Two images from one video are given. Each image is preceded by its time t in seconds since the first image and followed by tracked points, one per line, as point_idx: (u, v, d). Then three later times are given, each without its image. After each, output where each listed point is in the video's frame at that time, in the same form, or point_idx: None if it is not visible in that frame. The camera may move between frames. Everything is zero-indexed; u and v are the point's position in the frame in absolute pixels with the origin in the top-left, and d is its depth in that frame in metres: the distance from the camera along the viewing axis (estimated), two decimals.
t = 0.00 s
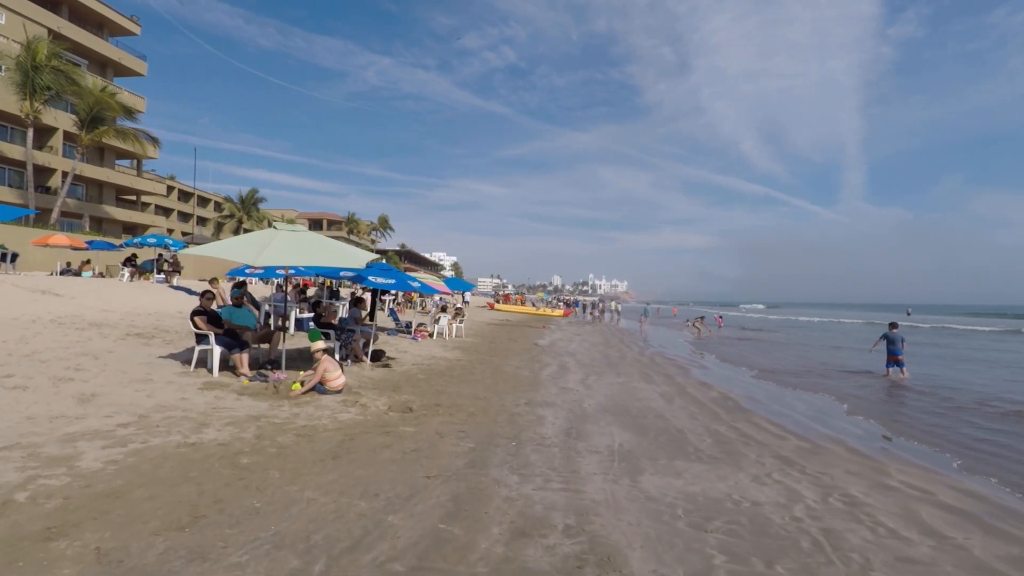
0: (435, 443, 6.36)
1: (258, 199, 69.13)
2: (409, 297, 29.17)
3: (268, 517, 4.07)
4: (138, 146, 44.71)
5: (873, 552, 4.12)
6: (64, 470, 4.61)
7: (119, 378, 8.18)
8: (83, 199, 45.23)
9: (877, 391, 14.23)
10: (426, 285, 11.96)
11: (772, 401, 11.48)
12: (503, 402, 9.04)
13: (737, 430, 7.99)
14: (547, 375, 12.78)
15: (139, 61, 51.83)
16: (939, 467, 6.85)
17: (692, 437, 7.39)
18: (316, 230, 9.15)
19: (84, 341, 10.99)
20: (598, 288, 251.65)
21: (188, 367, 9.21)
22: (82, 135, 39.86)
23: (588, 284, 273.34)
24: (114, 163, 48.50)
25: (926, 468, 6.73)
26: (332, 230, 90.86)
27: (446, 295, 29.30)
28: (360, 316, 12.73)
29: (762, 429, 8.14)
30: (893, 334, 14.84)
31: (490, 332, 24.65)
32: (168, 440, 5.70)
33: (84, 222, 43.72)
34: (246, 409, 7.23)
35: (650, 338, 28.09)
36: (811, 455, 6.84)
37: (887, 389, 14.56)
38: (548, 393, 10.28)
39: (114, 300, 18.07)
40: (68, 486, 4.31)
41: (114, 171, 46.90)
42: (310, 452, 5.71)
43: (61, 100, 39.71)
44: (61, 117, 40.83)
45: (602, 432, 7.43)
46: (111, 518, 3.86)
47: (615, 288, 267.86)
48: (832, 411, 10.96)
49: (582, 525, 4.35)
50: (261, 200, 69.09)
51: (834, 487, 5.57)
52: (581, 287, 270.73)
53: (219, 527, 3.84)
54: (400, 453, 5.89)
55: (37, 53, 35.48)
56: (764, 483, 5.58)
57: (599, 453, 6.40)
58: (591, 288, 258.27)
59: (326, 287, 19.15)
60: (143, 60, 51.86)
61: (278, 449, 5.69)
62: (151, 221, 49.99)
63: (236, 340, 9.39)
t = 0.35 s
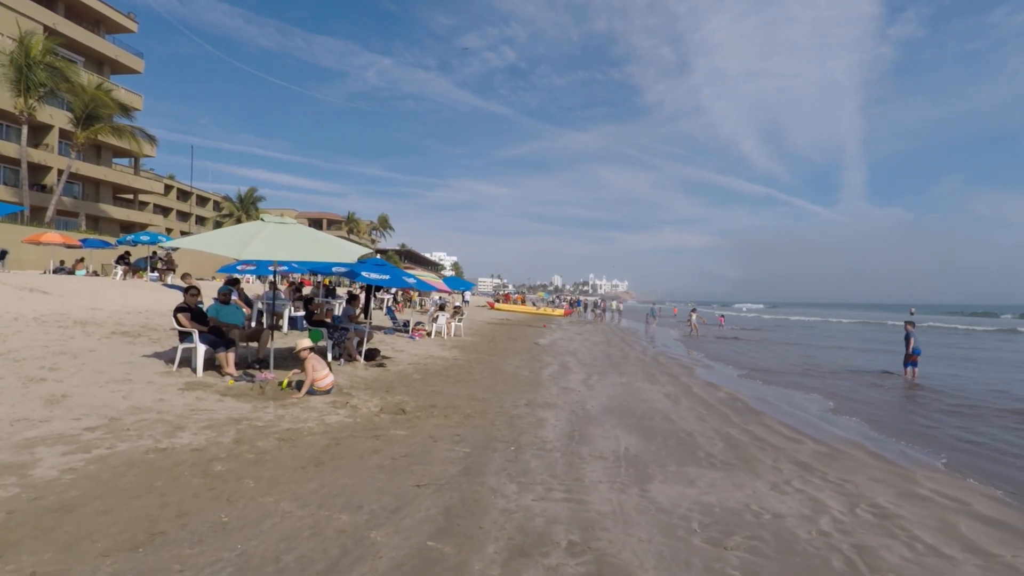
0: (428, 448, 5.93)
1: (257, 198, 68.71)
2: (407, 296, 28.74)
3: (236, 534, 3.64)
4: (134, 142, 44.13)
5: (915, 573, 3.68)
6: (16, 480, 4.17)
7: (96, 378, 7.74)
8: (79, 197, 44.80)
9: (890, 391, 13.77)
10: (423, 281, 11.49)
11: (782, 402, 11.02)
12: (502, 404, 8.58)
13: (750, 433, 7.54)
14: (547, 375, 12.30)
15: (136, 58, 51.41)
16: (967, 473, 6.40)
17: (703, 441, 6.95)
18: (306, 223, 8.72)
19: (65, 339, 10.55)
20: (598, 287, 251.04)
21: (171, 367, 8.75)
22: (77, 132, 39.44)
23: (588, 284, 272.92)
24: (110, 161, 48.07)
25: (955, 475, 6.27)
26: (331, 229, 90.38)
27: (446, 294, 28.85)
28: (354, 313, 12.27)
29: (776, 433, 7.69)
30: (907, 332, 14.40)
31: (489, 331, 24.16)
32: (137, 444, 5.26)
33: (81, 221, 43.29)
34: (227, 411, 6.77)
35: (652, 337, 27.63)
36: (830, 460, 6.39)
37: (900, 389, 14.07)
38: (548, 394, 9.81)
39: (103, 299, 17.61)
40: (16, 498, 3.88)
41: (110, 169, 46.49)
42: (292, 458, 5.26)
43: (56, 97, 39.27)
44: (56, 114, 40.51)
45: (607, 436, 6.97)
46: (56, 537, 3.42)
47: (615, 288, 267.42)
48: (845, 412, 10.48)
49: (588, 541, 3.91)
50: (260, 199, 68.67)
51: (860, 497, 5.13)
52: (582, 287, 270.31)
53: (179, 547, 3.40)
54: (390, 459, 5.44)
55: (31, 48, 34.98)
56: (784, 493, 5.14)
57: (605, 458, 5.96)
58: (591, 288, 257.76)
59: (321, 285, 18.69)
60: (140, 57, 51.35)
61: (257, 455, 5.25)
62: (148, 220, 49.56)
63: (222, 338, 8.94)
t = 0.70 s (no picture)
0: (417, 466, 5.47)
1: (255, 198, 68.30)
2: (405, 297, 28.30)
3: None
4: (129, 141, 43.62)
5: None
6: None
7: (67, 387, 7.28)
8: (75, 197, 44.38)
9: (902, 396, 13.31)
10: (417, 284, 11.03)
11: (792, 409, 10.56)
12: (498, 413, 8.11)
13: (762, 446, 7.08)
14: (548, 380, 11.82)
15: (132, 57, 51.00)
16: (998, 492, 5.94)
17: (713, 456, 6.47)
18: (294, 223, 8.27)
19: (42, 343, 10.08)
20: (599, 288, 250.77)
21: (149, 374, 8.28)
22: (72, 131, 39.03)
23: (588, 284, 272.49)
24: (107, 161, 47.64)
25: (986, 496, 5.81)
26: (331, 229, 89.89)
27: (444, 295, 28.39)
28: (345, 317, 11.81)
29: (791, 445, 7.22)
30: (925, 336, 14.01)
31: (488, 333, 23.69)
32: (97, 464, 4.81)
33: (76, 221, 42.86)
34: (203, 424, 6.32)
35: (654, 339, 27.17)
36: (851, 479, 5.92)
37: (912, 393, 13.58)
38: (548, 402, 9.33)
39: (91, 300, 17.14)
40: None
41: (106, 169, 46.06)
42: (266, 479, 4.80)
43: (50, 96, 38.85)
44: (51, 113, 40.04)
45: (610, 450, 6.50)
46: None
47: (615, 288, 267.01)
48: (858, 421, 10.02)
49: None
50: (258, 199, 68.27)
51: (889, 523, 4.67)
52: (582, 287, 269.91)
53: None
54: (374, 480, 4.98)
55: (24, 46, 34.56)
56: (806, 518, 4.68)
57: (609, 477, 5.50)
58: (591, 288, 257.30)
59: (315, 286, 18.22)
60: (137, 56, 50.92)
61: (229, 477, 4.80)
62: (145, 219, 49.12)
63: (203, 345, 8.46)
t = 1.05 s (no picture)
0: (414, 479, 5.03)
1: (254, 197, 67.97)
2: (405, 296, 27.91)
3: None
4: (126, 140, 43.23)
5: None
6: None
7: (42, 392, 6.83)
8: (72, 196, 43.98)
9: (917, 398, 12.87)
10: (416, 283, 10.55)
11: (808, 414, 10.10)
12: (501, 419, 7.67)
13: (783, 455, 6.64)
14: (552, 383, 11.37)
15: (130, 55, 50.58)
16: None
17: (733, 467, 6.03)
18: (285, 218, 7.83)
19: (24, 345, 9.63)
20: (599, 288, 250.48)
21: (133, 378, 7.83)
22: (68, 128, 38.66)
23: (589, 284, 272.15)
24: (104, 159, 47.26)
25: None
26: (330, 228, 89.50)
27: (444, 295, 27.97)
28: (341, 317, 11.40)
29: (814, 455, 6.77)
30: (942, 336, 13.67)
31: (488, 333, 23.25)
32: (62, 480, 4.36)
33: (74, 220, 42.48)
34: (184, 432, 5.87)
35: (658, 339, 26.76)
36: (883, 493, 5.48)
37: (927, 395, 13.13)
38: (553, 406, 8.88)
39: (82, 300, 16.69)
40: None
41: (104, 167, 45.68)
42: (248, 496, 4.36)
43: (46, 93, 38.46)
44: (47, 111, 39.66)
45: (622, 460, 6.05)
46: None
47: (616, 288, 266.66)
48: (877, 425, 9.57)
49: None
50: (257, 198, 67.90)
51: (936, 546, 4.23)
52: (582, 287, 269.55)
53: None
54: (366, 497, 4.52)
55: (19, 43, 34.16)
56: (843, 541, 4.24)
57: (624, 492, 5.05)
58: (592, 288, 256.88)
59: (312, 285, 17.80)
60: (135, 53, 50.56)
61: (207, 494, 4.36)
62: (143, 219, 48.71)
63: (189, 347, 8.02)
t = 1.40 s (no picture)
0: (407, 496, 4.63)
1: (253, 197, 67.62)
2: (404, 296, 27.55)
3: None
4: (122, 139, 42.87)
5: None
6: None
7: (15, 399, 6.43)
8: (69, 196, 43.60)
9: (930, 401, 12.48)
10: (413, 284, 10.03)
11: (821, 419, 9.69)
12: (502, 426, 7.28)
13: (802, 465, 6.25)
14: (553, 386, 10.97)
15: (128, 53, 50.19)
16: None
17: (751, 480, 5.62)
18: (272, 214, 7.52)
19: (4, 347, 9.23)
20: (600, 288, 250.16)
21: (113, 383, 7.43)
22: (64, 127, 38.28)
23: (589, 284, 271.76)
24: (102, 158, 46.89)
25: None
26: (330, 229, 89.18)
27: (444, 295, 27.61)
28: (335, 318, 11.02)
29: (834, 466, 6.37)
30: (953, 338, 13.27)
31: (488, 334, 22.87)
32: (20, 498, 3.97)
33: (71, 220, 42.11)
34: (161, 442, 5.47)
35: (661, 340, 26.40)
36: (915, 510, 5.07)
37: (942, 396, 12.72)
38: (557, 412, 8.48)
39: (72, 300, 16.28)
40: None
41: (101, 166, 45.30)
42: (223, 517, 3.96)
43: (42, 91, 38.16)
44: (44, 110, 39.31)
45: (632, 473, 5.64)
46: None
47: (616, 288, 266.22)
48: (893, 430, 9.18)
49: None
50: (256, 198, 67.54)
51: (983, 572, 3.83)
52: (583, 287, 269.17)
53: None
54: (353, 517, 4.12)
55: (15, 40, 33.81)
56: (880, 567, 3.84)
57: (635, 510, 4.65)
58: (592, 288, 256.47)
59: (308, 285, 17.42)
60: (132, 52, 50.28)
61: (178, 514, 3.96)
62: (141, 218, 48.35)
63: (173, 350, 7.62)
